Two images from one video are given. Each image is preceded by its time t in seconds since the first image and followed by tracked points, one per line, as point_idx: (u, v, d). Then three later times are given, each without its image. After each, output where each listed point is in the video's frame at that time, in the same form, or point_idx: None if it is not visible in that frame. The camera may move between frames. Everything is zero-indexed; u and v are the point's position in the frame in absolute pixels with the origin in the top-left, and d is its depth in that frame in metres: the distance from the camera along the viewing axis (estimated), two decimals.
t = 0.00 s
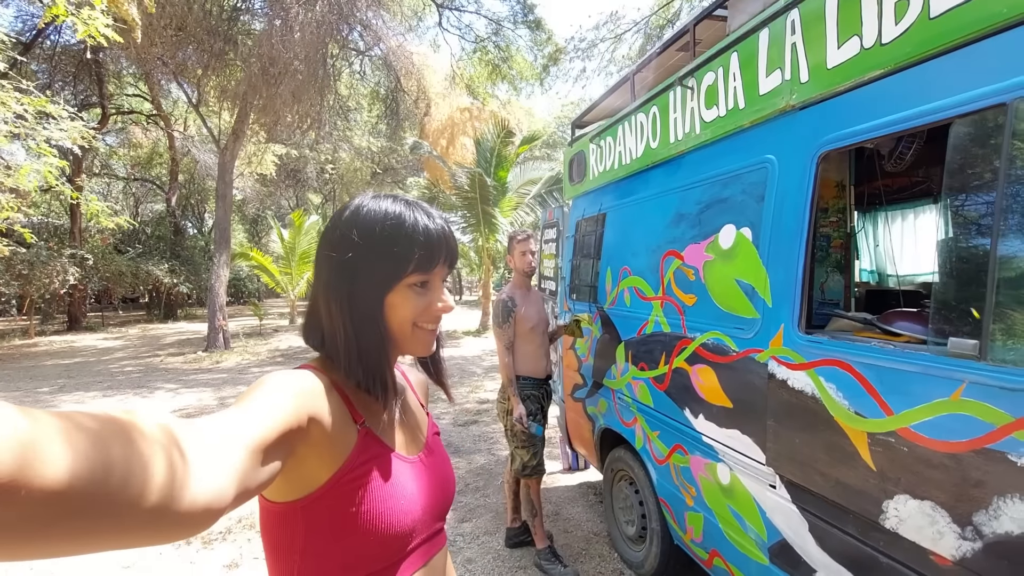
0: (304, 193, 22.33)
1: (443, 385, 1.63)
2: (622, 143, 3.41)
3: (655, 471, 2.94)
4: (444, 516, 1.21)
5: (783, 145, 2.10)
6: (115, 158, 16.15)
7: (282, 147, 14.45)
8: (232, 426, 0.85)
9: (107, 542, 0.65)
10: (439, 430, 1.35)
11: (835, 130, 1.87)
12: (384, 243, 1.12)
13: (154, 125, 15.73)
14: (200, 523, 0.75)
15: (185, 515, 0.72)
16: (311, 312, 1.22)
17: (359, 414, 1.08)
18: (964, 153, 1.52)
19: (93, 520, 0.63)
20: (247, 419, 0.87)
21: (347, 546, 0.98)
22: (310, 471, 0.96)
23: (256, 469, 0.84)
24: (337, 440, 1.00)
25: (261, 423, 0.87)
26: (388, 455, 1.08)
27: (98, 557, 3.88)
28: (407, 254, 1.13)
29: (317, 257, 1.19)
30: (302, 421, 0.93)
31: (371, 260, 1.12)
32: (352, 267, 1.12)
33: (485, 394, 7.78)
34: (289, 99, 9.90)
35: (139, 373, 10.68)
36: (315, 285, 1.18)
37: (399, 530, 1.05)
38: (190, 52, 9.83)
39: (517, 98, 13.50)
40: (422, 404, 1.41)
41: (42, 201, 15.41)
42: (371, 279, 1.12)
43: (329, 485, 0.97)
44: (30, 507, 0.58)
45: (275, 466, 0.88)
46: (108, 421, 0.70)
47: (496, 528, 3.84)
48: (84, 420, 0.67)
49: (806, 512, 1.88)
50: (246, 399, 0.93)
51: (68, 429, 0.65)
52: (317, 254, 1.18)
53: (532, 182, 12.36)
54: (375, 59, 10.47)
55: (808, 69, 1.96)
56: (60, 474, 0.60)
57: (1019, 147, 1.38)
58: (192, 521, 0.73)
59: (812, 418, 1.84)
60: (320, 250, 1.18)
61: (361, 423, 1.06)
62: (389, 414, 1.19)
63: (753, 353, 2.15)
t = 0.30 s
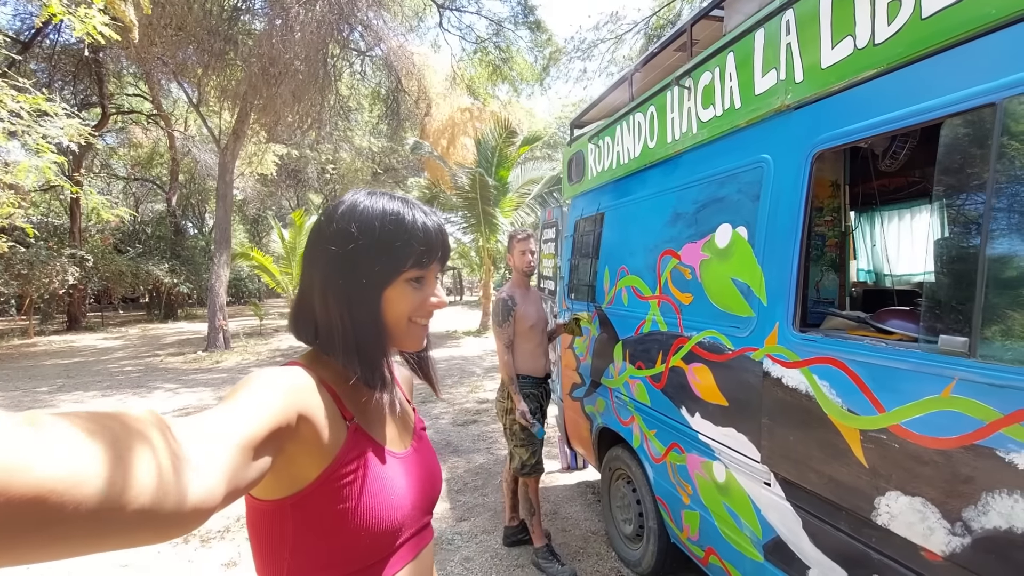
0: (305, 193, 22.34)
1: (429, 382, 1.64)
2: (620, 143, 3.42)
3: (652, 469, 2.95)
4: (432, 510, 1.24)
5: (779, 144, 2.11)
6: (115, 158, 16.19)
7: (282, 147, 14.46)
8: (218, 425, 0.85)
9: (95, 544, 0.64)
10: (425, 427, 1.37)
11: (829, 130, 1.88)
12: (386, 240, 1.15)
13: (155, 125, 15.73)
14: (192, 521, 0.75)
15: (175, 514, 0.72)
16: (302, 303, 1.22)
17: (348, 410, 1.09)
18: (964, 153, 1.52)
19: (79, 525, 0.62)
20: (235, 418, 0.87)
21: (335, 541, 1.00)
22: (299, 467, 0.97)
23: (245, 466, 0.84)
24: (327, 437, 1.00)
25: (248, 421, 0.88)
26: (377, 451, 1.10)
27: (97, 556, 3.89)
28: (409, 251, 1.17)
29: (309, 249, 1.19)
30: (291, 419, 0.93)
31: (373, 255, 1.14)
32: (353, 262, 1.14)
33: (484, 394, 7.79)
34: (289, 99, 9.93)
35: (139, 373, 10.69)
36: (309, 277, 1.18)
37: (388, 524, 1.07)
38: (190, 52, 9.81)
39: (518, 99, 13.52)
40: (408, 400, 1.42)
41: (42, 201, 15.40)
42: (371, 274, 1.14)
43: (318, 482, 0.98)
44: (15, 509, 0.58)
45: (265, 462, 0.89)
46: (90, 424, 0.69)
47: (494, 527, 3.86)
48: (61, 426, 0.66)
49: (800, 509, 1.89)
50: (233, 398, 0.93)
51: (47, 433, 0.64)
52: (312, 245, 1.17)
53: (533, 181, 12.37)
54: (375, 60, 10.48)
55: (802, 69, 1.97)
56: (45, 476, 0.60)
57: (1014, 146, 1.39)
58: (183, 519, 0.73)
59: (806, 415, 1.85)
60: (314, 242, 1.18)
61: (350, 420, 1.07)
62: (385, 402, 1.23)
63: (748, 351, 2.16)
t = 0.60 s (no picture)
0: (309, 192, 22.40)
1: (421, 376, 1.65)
2: (622, 143, 3.43)
3: (650, 468, 2.95)
4: (424, 504, 1.25)
5: (778, 145, 2.12)
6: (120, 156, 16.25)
7: (286, 146, 14.50)
8: (213, 422, 0.85)
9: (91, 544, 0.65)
10: (418, 422, 1.37)
11: (828, 130, 1.88)
12: (388, 239, 1.17)
13: (159, 123, 15.77)
14: (188, 520, 0.75)
15: (172, 513, 0.72)
16: (298, 297, 1.23)
17: (342, 407, 1.09)
18: (968, 154, 1.51)
19: (71, 527, 0.63)
20: (230, 415, 0.87)
21: (329, 537, 1.01)
22: (292, 464, 0.97)
23: (239, 463, 0.84)
24: (320, 434, 1.00)
25: (243, 417, 0.87)
26: (370, 448, 1.10)
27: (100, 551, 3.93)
28: (410, 249, 1.19)
29: (305, 243, 1.19)
30: (284, 416, 0.93)
31: (375, 254, 1.16)
32: (355, 260, 1.15)
33: (486, 393, 7.81)
34: (293, 98, 9.97)
35: (143, 370, 10.75)
36: (307, 272, 1.19)
37: (380, 520, 1.08)
38: (195, 51, 9.83)
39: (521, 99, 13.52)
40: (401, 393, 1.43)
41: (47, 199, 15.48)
42: (374, 272, 1.16)
43: (311, 479, 0.99)
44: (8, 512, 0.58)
45: (259, 458, 0.89)
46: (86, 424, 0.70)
47: (494, 525, 3.87)
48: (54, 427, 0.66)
49: (797, 509, 1.90)
50: (228, 393, 0.93)
51: (42, 435, 0.65)
52: (308, 241, 1.17)
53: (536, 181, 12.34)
54: (379, 60, 10.49)
55: (802, 69, 1.98)
56: (37, 479, 0.60)
57: (1017, 148, 1.38)
58: (179, 518, 0.73)
59: (803, 415, 1.86)
60: (310, 238, 1.18)
61: (344, 417, 1.07)
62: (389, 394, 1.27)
63: (747, 351, 2.17)
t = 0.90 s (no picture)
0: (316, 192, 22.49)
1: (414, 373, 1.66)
2: (626, 143, 3.43)
3: (653, 468, 2.95)
4: (423, 500, 1.27)
5: (783, 146, 2.11)
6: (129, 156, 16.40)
7: (294, 146, 14.57)
8: (212, 420, 0.85)
9: (86, 543, 0.64)
10: (414, 417, 1.39)
11: (832, 130, 1.88)
12: (412, 239, 1.25)
13: (168, 123, 15.88)
14: (186, 519, 0.75)
15: (168, 513, 0.72)
16: (314, 295, 1.19)
17: (342, 406, 1.10)
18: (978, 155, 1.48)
19: (71, 525, 0.62)
20: (227, 413, 0.87)
21: (329, 533, 1.03)
22: (291, 462, 0.98)
23: (236, 461, 0.84)
24: (320, 432, 1.01)
25: (240, 417, 0.88)
26: (370, 445, 1.12)
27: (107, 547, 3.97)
28: (425, 250, 1.29)
29: (325, 241, 1.18)
30: (282, 414, 0.93)
31: (401, 253, 1.24)
32: (386, 259, 1.22)
33: (490, 393, 7.82)
34: (300, 98, 10.04)
35: (151, 368, 10.85)
36: (331, 270, 1.18)
37: (379, 517, 1.10)
38: (204, 51, 9.89)
39: (528, 99, 13.53)
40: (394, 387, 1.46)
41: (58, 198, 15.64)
42: (401, 271, 1.24)
43: (311, 476, 1.00)
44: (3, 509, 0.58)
45: (257, 456, 0.90)
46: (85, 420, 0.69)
47: (497, 524, 3.88)
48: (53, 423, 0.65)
49: (799, 510, 1.90)
50: (225, 392, 0.93)
51: (43, 429, 0.64)
52: (328, 242, 1.17)
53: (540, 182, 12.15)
54: (386, 60, 10.53)
55: (806, 70, 1.97)
56: (35, 477, 0.59)
57: None
58: (177, 517, 0.73)
59: (805, 416, 1.86)
60: (335, 236, 1.17)
61: (344, 414, 1.09)
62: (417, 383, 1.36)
63: (750, 352, 2.17)
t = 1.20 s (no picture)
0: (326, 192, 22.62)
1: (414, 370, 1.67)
2: (633, 143, 3.42)
3: (659, 469, 2.94)
4: (422, 497, 1.28)
5: (790, 145, 2.10)
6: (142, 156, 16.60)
7: (303, 147, 14.66)
8: (212, 417, 0.86)
9: (82, 539, 0.65)
10: (413, 415, 1.40)
11: (840, 129, 1.86)
12: (422, 242, 1.30)
13: (180, 123, 16.03)
14: (185, 516, 0.75)
15: (165, 510, 0.72)
16: (333, 298, 1.19)
17: (343, 405, 1.11)
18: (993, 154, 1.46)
19: (69, 521, 0.63)
20: (228, 409, 0.88)
21: (328, 530, 1.03)
22: (290, 458, 0.99)
23: (236, 458, 0.85)
24: (320, 430, 1.02)
25: (239, 415, 0.88)
26: (371, 442, 1.13)
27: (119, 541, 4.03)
28: (430, 251, 1.34)
29: (345, 244, 1.18)
30: (282, 413, 0.94)
31: (414, 255, 1.28)
32: (403, 260, 1.25)
33: (497, 393, 7.82)
34: (310, 99, 10.12)
35: (162, 366, 10.97)
36: (353, 274, 1.19)
37: (378, 515, 1.11)
38: (216, 53, 9.97)
39: (536, 99, 13.54)
40: (392, 384, 1.48)
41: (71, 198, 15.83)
42: (415, 272, 1.29)
43: (310, 473, 1.00)
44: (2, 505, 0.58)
45: (257, 453, 0.91)
46: (87, 415, 0.70)
47: (502, 523, 3.88)
48: (52, 416, 0.66)
49: (805, 512, 1.88)
50: (225, 389, 0.93)
51: (43, 425, 0.65)
52: (346, 247, 1.18)
53: (550, 181, 12.19)
54: (395, 60, 10.58)
55: (814, 68, 1.96)
56: (35, 473, 0.60)
57: None
58: (174, 513, 0.73)
59: (812, 417, 1.84)
60: (357, 240, 1.18)
61: (345, 412, 1.10)
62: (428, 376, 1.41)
63: (756, 352, 2.15)
